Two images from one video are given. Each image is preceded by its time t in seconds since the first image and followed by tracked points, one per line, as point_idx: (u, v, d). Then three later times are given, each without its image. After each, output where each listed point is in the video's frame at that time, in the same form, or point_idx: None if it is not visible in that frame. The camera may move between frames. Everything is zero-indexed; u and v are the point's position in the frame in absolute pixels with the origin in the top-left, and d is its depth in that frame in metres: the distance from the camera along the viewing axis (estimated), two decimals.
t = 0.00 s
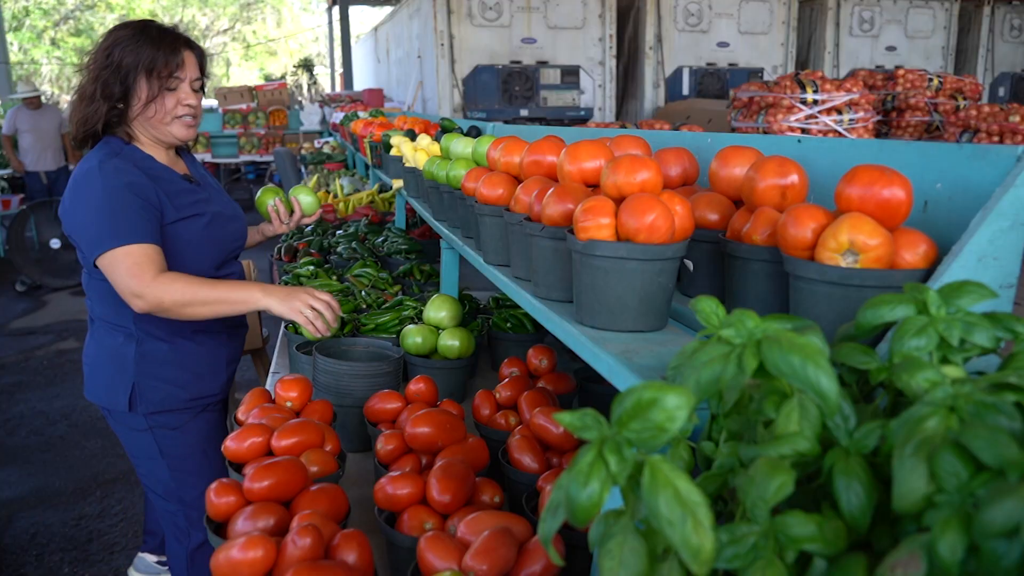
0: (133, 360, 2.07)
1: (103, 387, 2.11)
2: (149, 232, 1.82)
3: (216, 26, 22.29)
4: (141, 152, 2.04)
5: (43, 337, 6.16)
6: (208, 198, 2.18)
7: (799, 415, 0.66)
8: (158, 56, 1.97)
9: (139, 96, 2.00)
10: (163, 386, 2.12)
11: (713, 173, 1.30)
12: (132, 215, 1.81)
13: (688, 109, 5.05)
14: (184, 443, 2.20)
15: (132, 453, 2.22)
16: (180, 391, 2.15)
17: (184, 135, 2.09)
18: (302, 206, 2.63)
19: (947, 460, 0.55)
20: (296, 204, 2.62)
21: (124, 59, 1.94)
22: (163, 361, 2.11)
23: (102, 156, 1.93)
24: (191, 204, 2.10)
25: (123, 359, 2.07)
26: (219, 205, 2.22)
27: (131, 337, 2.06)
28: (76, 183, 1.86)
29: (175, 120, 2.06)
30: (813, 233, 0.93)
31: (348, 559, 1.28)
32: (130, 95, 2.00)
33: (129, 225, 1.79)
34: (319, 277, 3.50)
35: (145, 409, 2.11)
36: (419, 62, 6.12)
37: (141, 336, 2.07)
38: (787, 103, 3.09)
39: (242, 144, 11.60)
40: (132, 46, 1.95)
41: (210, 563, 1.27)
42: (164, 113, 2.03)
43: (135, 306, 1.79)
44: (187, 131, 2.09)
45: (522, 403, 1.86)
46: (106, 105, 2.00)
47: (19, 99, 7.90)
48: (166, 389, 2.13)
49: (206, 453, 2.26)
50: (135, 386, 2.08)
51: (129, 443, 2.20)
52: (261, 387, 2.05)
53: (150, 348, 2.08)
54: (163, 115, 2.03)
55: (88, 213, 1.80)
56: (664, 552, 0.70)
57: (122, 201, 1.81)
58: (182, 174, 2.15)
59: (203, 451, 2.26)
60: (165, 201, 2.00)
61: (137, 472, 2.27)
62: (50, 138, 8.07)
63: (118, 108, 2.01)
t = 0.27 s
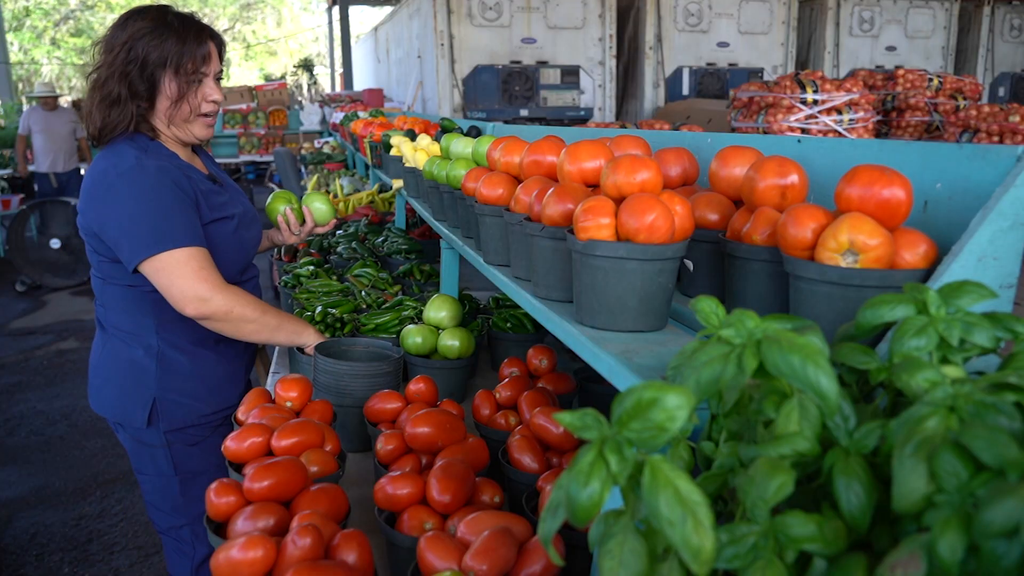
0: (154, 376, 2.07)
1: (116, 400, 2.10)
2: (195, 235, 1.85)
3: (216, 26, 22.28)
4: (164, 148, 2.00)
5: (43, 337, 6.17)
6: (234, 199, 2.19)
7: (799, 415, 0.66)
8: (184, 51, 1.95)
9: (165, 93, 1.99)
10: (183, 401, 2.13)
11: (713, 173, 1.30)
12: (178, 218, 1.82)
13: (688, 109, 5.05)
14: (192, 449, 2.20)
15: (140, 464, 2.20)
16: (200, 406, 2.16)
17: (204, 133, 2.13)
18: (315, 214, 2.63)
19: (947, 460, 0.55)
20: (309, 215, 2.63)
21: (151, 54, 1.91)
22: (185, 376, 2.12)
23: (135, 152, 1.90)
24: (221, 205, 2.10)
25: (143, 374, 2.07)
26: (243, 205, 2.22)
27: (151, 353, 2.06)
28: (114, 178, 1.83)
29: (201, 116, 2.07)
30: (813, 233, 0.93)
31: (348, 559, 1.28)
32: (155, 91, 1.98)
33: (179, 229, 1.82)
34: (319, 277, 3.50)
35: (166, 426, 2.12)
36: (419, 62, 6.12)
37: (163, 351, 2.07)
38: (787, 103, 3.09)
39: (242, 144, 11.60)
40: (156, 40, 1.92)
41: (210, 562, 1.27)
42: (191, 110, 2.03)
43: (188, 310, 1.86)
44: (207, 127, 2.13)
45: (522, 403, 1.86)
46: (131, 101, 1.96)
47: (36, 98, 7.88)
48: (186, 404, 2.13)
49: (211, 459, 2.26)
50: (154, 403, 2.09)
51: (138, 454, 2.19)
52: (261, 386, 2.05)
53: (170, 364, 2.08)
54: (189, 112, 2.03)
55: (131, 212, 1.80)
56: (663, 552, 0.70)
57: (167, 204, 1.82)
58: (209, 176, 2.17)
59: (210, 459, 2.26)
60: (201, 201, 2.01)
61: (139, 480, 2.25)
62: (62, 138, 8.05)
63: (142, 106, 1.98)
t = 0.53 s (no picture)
0: (162, 380, 2.07)
1: (123, 404, 2.11)
2: (191, 232, 1.85)
3: (216, 26, 22.29)
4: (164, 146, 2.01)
5: (43, 337, 6.17)
6: (236, 197, 2.18)
7: (799, 415, 0.66)
8: (175, 53, 1.94)
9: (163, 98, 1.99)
10: (190, 405, 2.13)
11: (713, 173, 1.30)
12: (174, 215, 1.82)
13: (688, 109, 5.05)
14: (194, 452, 2.20)
15: (150, 469, 2.21)
16: (208, 409, 2.16)
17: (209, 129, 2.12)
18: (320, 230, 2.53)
19: (946, 460, 0.55)
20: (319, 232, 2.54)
21: (143, 59, 1.91)
22: (192, 380, 2.12)
23: (132, 151, 1.91)
24: (222, 203, 2.10)
25: (151, 378, 2.07)
26: (246, 203, 2.22)
27: (159, 356, 2.06)
28: (109, 176, 1.83)
29: (202, 115, 2.07)
30: (813, 233, 0.93)
31: (348, 559, 1.28)
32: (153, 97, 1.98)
33: (175, 226, 1.82)
34: (319, 277, 3.50)
35: (174, 430, 2.12)
36: (419, 62, 6.12)
37: (169, 355, 2.07)
38: (787, 103, 3.09)
39: (242, 144, 11.60)
40: (145, 46, 1.91)
41: (210, 562, 1.27)
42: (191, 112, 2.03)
43: (186, 309, 1.86)
44: (211, 124, 2.12)
45: (522, 403, 1.86)
46: (132, 109, 1.97)
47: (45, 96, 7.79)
48: (193, 408, 2.14)
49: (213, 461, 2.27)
50: (161, 407, 2.09)
51: (148, 459, 2.20)
52: (261, 387, 2.05)
53: (178, 367, 2.09)
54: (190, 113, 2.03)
55: (126, 209, 1.80)
56: (663, 552, 0.70)
57: (160, 201, 1.82)
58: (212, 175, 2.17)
59: (214, 461, 2.27)
60: (200, 198, 2.01)
61: (148, 484, 2.25)
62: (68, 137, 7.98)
63: (142, 115, 1.99)
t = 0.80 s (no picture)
0: (158, 382, 2.07)
1: (124, 405, 2.12)
2: (189, 239, 1.85)
3: (216, 26, 22.29)
4: (168, 152, 2.01)
5: (43, 337, 6.17)
6: (238, 202, 2.18)
7: (799, 415, 0.66)
8: (177, 45, 1.94)
9: (169, 92, 1.98)
10: (187, 408, 2.13)
11: (713, 173, 1.30)
12: (172, 221, 1.82)
13: (688, 109, 5.05)
14: (193, 452, 2.20)
15: (148, 470, 2.21)
16: (204, 412, 2.16)
17: (216, 123, 2.10)
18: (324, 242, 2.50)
19: (946, 460, 0.55)
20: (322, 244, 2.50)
21: (145, 57, 1.91)
22: (189, 382, 2.12)
23: (132, 155, 1.91)
24: (222, 209, 2.10)
25: (147, 380, 2.08)
26: (247, 208, 2.22)
27: (155, 359, 2.06)
28: (106, 180, 1.83)
29: (209, 107, 2.06)
30: (813, 233, 0.93)
31: (348, 559, 1.28)
32: (159, 93, 1.97)
33: (174, 233, 1.82)
34: (320, 277, 3.50)
35: (169, 431, 2.11)
36: (419, 62, 6.12)
37: (166, 357, 2.07)
38: (787, 103, 3.09)
39: (242, 145, 11.61)
40: (147, 42, 1.91)
41: (210, 562, 1.27)
42: (199, 104, 2.02)
43: (188, 318, 1.87)
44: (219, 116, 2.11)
45: (522, 404, 1.86)
46: (139, 108, 1.96)
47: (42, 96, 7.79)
48: (192, 410, 2.14)
49: (212, 460, 2.27)
50: (159, 409, 2.09)
51: (146, 460, 2.20)
52: (261, 387, 2.05)
53: (176, 370, 2.09)
54: (197, 106, 2.02)
55: (124, 213, 1.80)
56: (663, 552, 0.70)
57: (158, 206, 1.82)
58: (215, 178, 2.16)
59: (214, 461, 2.27)
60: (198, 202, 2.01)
61: (147, 485, 2.26)
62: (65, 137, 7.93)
63: (150, 112, 1.99)
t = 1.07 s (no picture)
0: (158, 383, 2.07)
1: (126, 405, 2.12)
2: (183, 252, 1.84)
3: (216, 26, 22.29)
4: (166, 157, 2.02)
5: (43, 337, 6.17)
6: (238, 209, 2.19)
7: (799, 415, 0.66)
8: (179, 42, 1.94)
9: (169, 89, 1.97)
10: (187, 409, 2.13)
11: (713, 173, 1.30)
12: (167, 232, 1.82)
13: (688, 109, 5.05)
14: (193, 452, 2.20)
15: (150, 468, 2.22)
16: (205, 413, 2.16)
17: (217, 122, 2.09)
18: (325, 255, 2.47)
19: (947, 460, 0.55)
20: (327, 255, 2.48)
21: (146, 53, 1.91)
22: (189, 384, 2.11)
23: (127, 164, 1.91)
24: (221, 216, 2.10)
25: (148, 381, 2.08)
26: (248, 214, 2.23)
27: (156, 360, 2.06)
28: (102, 192, 1.83)
29: (210, 106, 2.05)
30: (813, 232, 0.93)
31: (348, 559, 1.28)
32: (160, 90, 1.97)
33: (168, 246, 1.81)
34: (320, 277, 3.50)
35: (169, 432, 2.12)
36: (419, 62, 6.12)
37: (167, 357, 2.07)
38: (787, 103, 3.09)
39: (242, 144, 11.61)
40: (148, 38, 1.91)
41: (210, 562, 1.27)
42: (199, 102, 2.01)
43: (179, 332, 1.86)
44: (221, 115, 2.09)
45: (522, 404, 1.86)
46: (141, 105, 1.96)
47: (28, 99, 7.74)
48: (193, 411, 2.14)
49: (212, 460, 2.27)
50: (160, 409, 2.09)
51: (148, 458, 2.21)
52: (262, 387, 2.05)
53: (176, 372, 2.09)
54: (197, 104, 2.01)
55: (120, 225, 1.79)
56: (662, 552, 0.70)
57: (154, 217, 1.82)
58: (215, 184, 2.13)
59: (214, 461, 2.27)
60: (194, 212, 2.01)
61: (149, 483, 2.26)
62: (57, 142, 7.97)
63: (151, 109, 1.98)
